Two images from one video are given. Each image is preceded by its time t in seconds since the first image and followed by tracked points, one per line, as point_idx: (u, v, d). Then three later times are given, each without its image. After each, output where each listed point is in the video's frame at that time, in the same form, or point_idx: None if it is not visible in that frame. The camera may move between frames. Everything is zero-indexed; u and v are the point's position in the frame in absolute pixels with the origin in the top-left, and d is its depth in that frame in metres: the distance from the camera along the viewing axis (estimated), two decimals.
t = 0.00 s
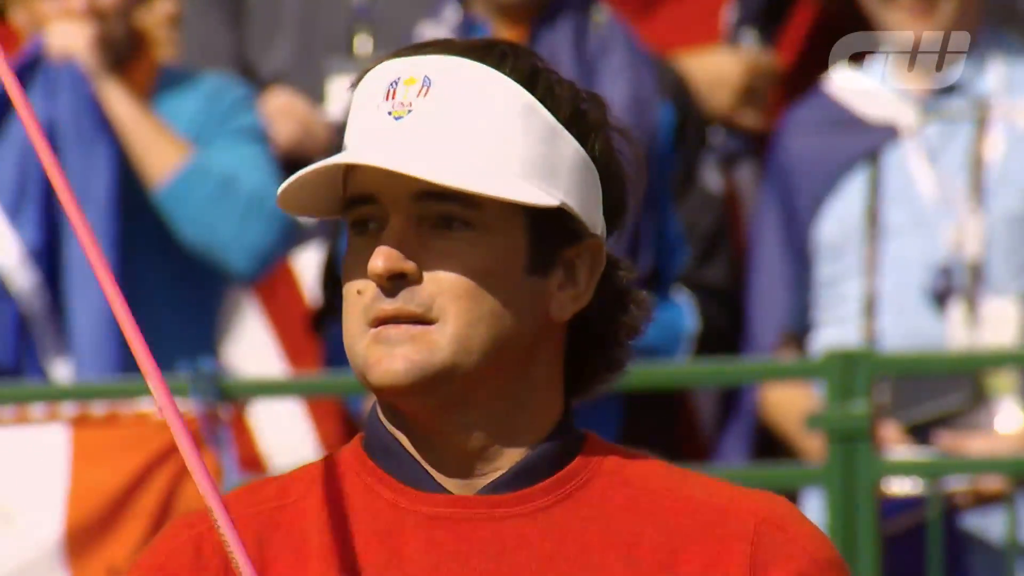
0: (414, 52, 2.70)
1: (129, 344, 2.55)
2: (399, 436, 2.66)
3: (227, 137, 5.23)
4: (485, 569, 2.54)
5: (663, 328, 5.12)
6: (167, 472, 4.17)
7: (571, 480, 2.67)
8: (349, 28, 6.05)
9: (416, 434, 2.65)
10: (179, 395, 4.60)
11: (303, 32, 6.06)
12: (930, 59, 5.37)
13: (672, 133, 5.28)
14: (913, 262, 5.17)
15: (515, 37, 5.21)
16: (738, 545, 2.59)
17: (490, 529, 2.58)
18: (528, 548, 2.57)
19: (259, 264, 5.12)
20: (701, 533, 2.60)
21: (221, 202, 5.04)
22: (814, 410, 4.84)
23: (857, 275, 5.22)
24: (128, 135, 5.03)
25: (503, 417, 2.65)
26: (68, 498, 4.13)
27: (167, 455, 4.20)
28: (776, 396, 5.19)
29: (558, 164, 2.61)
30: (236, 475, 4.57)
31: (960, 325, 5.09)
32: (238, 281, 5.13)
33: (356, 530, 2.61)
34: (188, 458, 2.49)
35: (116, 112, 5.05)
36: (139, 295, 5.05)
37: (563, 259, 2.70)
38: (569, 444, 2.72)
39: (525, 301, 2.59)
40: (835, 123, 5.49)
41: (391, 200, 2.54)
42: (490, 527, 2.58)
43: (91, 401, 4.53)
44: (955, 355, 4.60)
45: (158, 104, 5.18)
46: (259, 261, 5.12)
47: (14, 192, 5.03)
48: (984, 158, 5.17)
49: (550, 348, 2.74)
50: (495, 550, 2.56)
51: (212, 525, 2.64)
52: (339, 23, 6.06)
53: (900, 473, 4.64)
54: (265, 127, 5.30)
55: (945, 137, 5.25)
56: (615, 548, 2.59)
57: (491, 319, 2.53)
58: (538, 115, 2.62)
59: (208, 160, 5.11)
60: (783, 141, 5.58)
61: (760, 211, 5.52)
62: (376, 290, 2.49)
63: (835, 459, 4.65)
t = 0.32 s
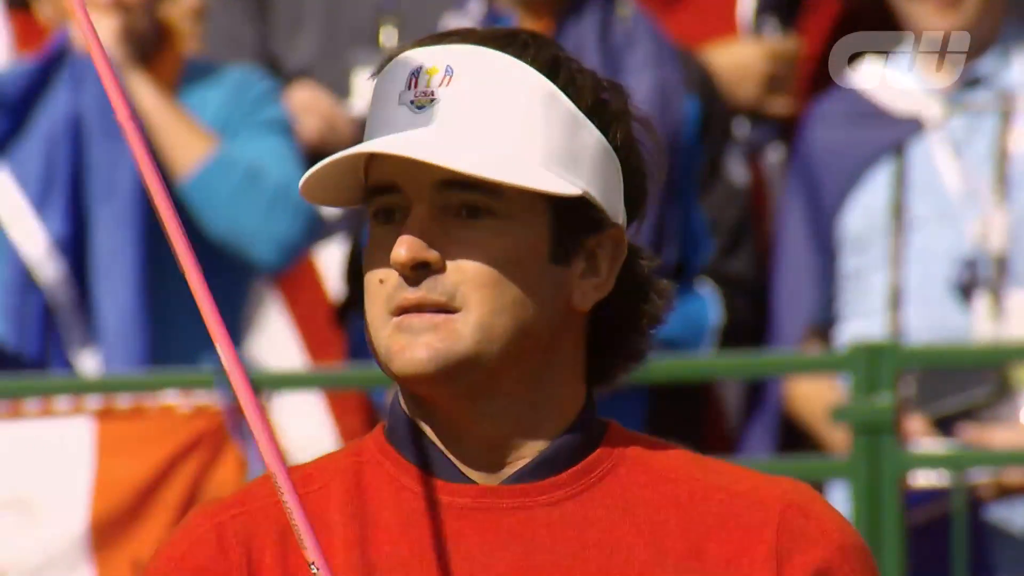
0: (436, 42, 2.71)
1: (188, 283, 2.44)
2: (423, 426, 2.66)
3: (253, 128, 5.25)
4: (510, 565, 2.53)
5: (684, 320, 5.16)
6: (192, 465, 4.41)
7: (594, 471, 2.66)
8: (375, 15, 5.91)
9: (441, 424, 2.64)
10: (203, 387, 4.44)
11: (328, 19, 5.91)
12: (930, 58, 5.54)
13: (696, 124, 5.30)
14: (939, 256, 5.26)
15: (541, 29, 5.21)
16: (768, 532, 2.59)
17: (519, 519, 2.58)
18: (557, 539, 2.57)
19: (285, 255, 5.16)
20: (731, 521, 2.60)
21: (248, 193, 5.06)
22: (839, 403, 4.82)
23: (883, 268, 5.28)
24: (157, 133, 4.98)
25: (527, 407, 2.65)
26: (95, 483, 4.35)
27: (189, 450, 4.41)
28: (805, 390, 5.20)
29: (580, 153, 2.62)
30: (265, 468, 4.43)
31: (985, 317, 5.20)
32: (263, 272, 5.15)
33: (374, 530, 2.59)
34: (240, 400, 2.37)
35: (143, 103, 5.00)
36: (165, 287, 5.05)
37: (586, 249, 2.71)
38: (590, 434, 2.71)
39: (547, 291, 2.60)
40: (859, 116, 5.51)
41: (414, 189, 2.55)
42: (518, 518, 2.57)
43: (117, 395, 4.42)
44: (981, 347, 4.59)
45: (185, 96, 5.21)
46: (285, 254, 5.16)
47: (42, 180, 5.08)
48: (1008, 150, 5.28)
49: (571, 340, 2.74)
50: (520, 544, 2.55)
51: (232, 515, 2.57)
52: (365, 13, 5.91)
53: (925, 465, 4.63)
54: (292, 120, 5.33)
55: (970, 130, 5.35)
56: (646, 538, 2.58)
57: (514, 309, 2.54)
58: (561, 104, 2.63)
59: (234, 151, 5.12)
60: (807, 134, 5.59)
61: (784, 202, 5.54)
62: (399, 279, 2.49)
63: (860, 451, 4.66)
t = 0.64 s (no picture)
0: (460, 25, 2.71)
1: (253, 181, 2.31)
2: (448, 410, 2.62)
3: (279, 113, 5.20)
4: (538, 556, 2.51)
5: (709, 304, 5.18)
6: (219, 448, 4.43)
7: (616, 455, 2.64)
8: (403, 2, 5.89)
9: (465, 409, 2.61)
10: (228, 372, 4.55)
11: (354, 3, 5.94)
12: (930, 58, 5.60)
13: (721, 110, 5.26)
14: (964, 241, 5.26)
15: (566, 15, 5.20)
16: (796, 515, 2.57)
17: (545, 503, 2.56)
18: (582, 523, 2.55)
19: (312, 242, 5.12)
20: (758, 504, 2.58)
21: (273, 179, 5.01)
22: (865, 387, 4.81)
23: (908, 253, 5.31)
24: (182, 115, 5.02)
25: (553, 391, 2.63)
26: (120, 473, 4.35)
27: (215, 435, 4.44)
28: (829, 374, 5.19)
29: (604, 136, 2.63)
30: (290, 450, 4.45)
31: (1011, 302, 5.17)
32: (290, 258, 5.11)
33: (402, 520, 2.56)
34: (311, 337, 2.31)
35: (168, 87, 5.04)
36: (192, 271, 5.06)
37: (609, 232, 2.71)
38: (614, 420, 2.68)
39: (572, 274, 2.60)
40: (884, 102, 5.58)
41: (438, 171, 2.55)
42: (543, 501, 2.56)
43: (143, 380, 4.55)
44: (1009, 332, 4.58)
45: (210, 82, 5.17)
46: (312, 237, 5.12)
47: (68, 163, 5.13)
48: None
49: (596, 324, 2.73)
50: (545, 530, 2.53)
51: (256, 498, 2.51)
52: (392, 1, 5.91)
53: (952, 450, 4.62)
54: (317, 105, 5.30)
55: (995, 115, 5.35)
56: (671, 520, 2.56)
57: (540, 292, 2.54)
58: (584, 88, 2.64)
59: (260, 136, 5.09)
60: (832, 120, 5.64)
61: (809, 183, 5.60)
62: (424, 263, 2.49)
63: (886, 439, 4.67)
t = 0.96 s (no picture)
0: (474, 11, 2.70)
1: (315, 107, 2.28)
2: (462, 397, 2.62)
3: (295, 99, 5.18)
4: (550, 544, 2.51)
5: (725, 289, 5.17)
6: (236, 433, 4.44)
7: (627, 444, 2.63)
8: None
9: (480, 395, 2.61)
10: (243, 357, 4.54)
11: None
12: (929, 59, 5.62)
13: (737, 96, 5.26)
14: (980, 227, 5.32)
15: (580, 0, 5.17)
16: (809, 504, 2.56)
17: (559, 491, 2.55)
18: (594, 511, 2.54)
19: (328, 222, 5.10)
20: (770, 492, 2.58)
21: (289, 163, 5.03)
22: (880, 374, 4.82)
23: (924, 240, 5.36)
24: (197, 99, 5.04)
25: (568, 377, 2.63)
26: (136, 456, 4.36)
27: (232, 421, 4.45)
28: (845, 358, 5.26)
29: (619, 123, 2.63)
30: (305, 434, 4.48)
31: None
32: (304, 241, 5.10)
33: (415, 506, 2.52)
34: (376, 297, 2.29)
35: (182, 70, 5.05)
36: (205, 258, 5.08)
37: (623, 219, 2.71)
38: (625, 410, 2.68)
39: (586, 260, 2.60)
40: (899, 88, 5.60)
41: (453, 157, 2.55)
42: (556, 489, 2.55)
43: (159, 365, 4.55)
44: None
45: (225, 67, 5.14)
46: (328, 220, 5.10)
47: (84, 148, 5.13)
48: None
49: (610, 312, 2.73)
50: (557, 517, 2.53)
51: (270, 485, 2.50)
52: None
53: (967, 437, 4.63)
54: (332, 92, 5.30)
55: (1011, 101, 5.43)
56: (683, 508, 2.55)
57: (556, 278, 2.54)
58: (600, 73, 2.65)
59: (275, 121, 5.09)
60: (845, 105, 5.66)
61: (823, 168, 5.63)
62: (439, 249, 2.49)
63: (901, 423, 4.65)
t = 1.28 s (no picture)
0: (484, 6, 2.70)
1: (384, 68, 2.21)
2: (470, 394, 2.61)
3: (304, 94, 5.19)
4: (565, 540, 2.50)
5: (734, 284, 5.16)
6: (246, 427, 4.44)
7: (636, 441, 2.62)
8: None
9: (489, 391, 2.60)
10: (252, 352, 4.63)
11: None
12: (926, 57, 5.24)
13: (747, 90, 5.26)
14: (990, 222, 5.31)
15: None
16: (818, 502, 2.55)
17: (567, 489, 2.54)
18: (603, 508, 2.53)
19: (335, 218, 5.13)
20: (777, 490, 2.57)
21: (297, 156, 5.02)
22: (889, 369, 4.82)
23: (933, 234, 5.37)
24: (206, 93, 5.01)
25: (578, 373, 2.63)
26: (143, 452, 4.34)
27: (239, 416, 4.45)
28: (855, 351, 5.28)
29: (629, 118, 2.63)
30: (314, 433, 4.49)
31: None
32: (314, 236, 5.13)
33: (425, 503, 2.52)
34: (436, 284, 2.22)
35: (192, 63, 5.03)
36: (215, 251, 5.07)
37: (633, 214, 2.71)
38: (634, 408, 2.67)
39: (596, 255, 2.60)
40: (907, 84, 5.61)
41: (464, 152, 2.55)
42: (565, 487, 2.54)
43: (166, 360, 4.61)
44: None
45: (237, 62, 5.19)
46: (336, 216, 5.13)
47: (93, 141, 5.15)
48: None
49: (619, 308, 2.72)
50: (567, 514, 2.52)
51: (280, 482, 2.50)
52: None
53: (976, 431, 4.62)
54: (343, 85, 5.23)
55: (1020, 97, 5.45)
56: (692, 507, 2.55)
57: (567, 274, 2.54)
58: (609, 70, 2.63)
59: (284, 115, 5.09)
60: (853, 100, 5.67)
61: (831, 163, 5.64)
62: (450, 244, 2.48)
63: (910, 417, 4.64)
